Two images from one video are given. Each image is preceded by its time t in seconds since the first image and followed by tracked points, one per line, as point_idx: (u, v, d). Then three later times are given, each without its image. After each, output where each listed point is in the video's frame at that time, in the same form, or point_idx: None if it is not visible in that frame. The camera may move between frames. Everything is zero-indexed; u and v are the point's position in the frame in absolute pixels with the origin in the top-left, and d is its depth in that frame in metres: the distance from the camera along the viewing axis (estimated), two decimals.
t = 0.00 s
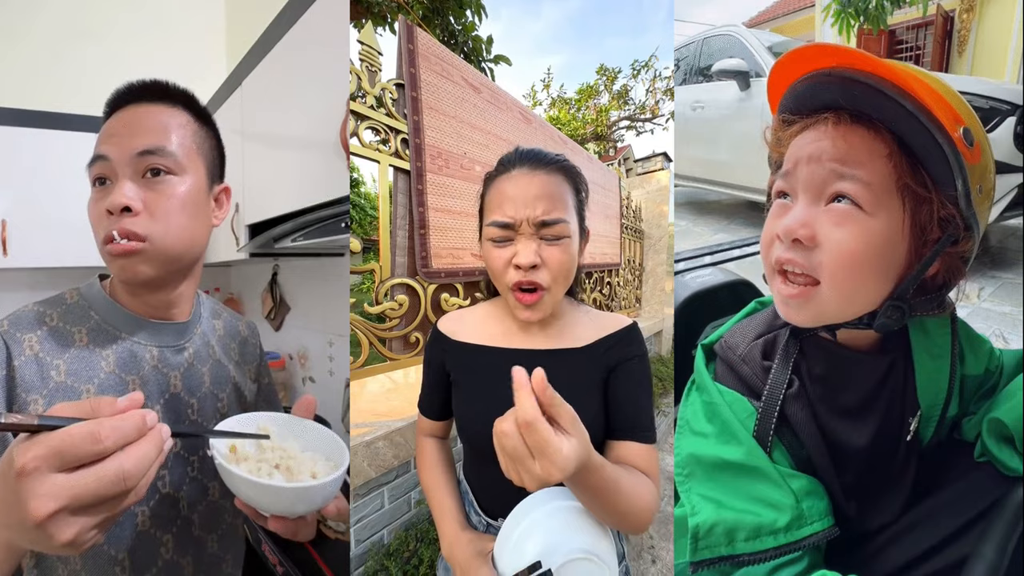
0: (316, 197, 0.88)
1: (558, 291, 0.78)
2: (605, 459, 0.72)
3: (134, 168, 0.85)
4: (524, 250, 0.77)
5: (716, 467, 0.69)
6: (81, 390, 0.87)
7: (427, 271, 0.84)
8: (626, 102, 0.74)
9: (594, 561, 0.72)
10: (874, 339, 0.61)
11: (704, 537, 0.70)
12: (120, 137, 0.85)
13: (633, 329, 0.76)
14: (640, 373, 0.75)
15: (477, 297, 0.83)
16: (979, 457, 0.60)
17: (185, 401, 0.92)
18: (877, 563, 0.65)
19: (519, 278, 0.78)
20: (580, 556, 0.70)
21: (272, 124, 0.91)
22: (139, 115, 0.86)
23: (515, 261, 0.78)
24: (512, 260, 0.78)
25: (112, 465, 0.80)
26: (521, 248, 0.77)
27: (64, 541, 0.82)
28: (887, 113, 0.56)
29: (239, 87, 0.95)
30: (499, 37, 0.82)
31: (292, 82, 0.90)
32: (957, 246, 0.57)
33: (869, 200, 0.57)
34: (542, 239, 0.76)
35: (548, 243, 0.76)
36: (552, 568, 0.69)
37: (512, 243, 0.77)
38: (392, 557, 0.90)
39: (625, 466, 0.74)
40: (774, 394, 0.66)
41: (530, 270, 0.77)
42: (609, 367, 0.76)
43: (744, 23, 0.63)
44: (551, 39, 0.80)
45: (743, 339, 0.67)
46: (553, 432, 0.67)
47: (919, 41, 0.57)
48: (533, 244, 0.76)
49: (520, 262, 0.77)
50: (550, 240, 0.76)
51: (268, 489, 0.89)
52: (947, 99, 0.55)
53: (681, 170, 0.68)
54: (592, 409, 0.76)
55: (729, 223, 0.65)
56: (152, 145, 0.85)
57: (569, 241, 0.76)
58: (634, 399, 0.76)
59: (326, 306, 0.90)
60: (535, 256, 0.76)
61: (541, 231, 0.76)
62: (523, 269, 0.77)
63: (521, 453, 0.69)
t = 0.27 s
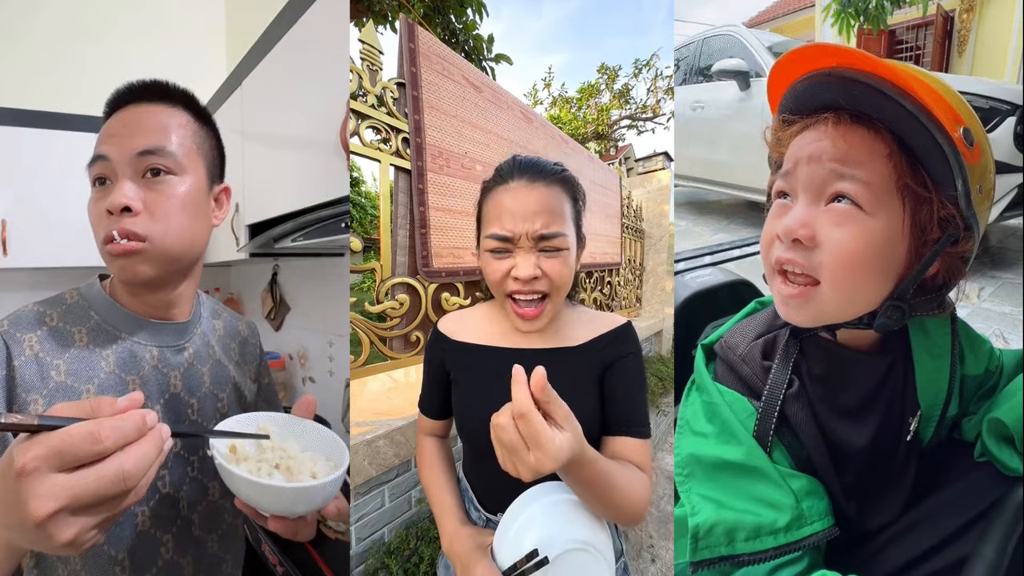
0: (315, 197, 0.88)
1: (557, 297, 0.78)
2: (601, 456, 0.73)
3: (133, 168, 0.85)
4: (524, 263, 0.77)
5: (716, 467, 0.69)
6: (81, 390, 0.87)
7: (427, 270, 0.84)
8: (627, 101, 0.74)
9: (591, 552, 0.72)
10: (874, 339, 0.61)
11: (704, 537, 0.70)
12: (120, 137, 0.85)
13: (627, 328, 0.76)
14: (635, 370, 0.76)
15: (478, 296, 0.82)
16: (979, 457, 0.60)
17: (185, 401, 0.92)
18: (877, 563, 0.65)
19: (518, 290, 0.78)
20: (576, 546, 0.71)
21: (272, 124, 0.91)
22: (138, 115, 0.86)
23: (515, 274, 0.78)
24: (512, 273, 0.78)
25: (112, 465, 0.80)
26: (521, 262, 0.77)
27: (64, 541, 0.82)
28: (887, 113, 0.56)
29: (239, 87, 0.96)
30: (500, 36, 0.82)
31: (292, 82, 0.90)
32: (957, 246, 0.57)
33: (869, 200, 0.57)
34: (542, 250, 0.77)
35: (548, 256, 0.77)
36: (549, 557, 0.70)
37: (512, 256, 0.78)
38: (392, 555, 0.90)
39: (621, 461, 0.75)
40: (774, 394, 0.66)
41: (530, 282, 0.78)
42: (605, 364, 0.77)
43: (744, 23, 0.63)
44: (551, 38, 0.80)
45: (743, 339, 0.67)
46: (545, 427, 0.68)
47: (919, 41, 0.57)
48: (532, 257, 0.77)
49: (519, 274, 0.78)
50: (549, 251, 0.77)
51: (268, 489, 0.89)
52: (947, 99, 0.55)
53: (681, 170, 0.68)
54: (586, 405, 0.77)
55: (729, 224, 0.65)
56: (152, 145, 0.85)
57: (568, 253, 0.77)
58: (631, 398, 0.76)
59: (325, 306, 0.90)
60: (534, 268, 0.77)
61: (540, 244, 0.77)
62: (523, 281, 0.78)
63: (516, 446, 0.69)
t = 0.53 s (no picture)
0: (316, 198, 0.88)
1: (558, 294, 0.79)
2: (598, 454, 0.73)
3: (133, 169, 0.85)
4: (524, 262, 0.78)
5: (716, 467, 0.69)
6: (81, 390, 0.87)
7: (427, 269, 0.83)
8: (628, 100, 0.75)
9: (589, 549, 0.73)
10: (874, 339, 0.61)
11: (704, 537, 0.70)
12: (120, 137, 0.85)
13: (626, 328, 0.77)
14: (633, 369, 0.76)
15: (478, 295, 0.83)
16: (979, 457, 0.60)
17: (185, 401, 0.92)
18: (877, 563, 0.65)
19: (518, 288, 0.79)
20: (574, 542, 0.72)
21: (272, 124, 0.91)
22: (138, 115, 0.86)
23: (515, 273, 0.78)
24: (512, 272, 0.79)
25: (112, 465, 0.80)
26: (522, 261, 0.78)
27: (63, 541, 0.82)
28: (887, 113, 0.56)
29: (239, 87, 0.96)
30: (500, 35, 0.82)
31: (292, 82, 0.90)
32: (957, 246, 0.57)
33: (869, 200, 0.57)
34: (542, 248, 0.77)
35: (548, 255, 0.77)
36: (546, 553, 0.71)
37: (512, 255, 0.78)
38: (392, 552, 0.90)
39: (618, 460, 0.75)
40: (774, 394, 0.66)
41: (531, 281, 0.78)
42: (602, 363, 0.78)
43: (744, 23, 0.63)
44: (552, 37, 0.80)
45: (743, 339, 0.67)
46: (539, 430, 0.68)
47: (919, 41, 0.57)
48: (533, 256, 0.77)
49: (520, 274, 0.78)
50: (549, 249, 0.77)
51: (268, 490, 0.89)
52: (947, 99, 0.55)
53: (682, 170, 0.68)
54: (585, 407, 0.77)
55: (729, 223, 0.65)
56: (152, 145, 0.85)
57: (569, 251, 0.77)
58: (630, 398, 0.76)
59: (325, 306, 0.90)
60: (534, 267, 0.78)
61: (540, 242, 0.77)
62: (523, 280, 0.78)
63: (509, 448, 0.69)
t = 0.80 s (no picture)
0: (316, 198, 0.89)
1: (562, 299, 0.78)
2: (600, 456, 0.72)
3: (134, 169, 0.85)
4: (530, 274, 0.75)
5: (716, 467, 0.69)
6: (81, 390, 0.87)
7: (428, 268, 0.83)
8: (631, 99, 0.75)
9: (593, 555, 0.70)
10: (874, 339, 0.61)
11: (704, 537, 0.70)
12: (120, 137, 0.85)
13: (629, 328, 0.77)
14: (635, 369, 0.76)
15: (479, 294, 0.84)
16: (979, 457, 0.60)
17: (185, 401, 0.92)
18: (877, 563, 0.65)
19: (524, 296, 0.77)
20: (577, 548, 0.69)
21: (272, 124, 0.92)
22: (139, 115, 0.86)
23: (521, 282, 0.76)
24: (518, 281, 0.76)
25: (112, 465, 0.80)
26: (528, 272, 0.75)
27: (63, 541, 0.82)
28: (887, 113, 0.56)
29: (239, 87, 0.96)
30: (502, 34, 0.82)
31: (292, 82, 0.90)
32: (957, 246, 0.57)
33: (869, 200, 0.57)
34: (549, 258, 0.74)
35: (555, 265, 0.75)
36: (550, 560, 0.68)
37: (518, 265, 0.75)
38: (392, 552, 0.89)
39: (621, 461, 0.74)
40: (774, 394, 0.66)
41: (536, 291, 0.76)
42: (606, 363, 0.76)
43: (744, 24, 0.63)
44: (554, 36, 0.80)
45: (743, 339, 0.67)
46: (542, 428, 0.66)
47: (919, 41, 0.57)
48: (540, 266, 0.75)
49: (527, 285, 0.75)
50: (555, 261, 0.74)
51: (268, 490, 0.89)
52: (947, 99, 0.56)
53: (682, 170, 0.68)
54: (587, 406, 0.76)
55: (729, 223, 0.65)
56: (152, 145, 0.85)
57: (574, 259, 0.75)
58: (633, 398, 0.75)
59: (325, 305, 0.90)
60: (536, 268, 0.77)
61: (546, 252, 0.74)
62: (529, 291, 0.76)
63: (511, 445, 0.67)
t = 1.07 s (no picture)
0: (317, 197, 0.89)
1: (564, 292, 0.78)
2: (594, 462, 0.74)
3: (134, 169, 0.85)
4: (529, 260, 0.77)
5: (716, 466, 0.68)
6: (81, 390, 0.87)
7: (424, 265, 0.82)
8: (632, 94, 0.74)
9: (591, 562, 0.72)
10: (874, 339, 0.61)
11: (704, 537, 0.69)
12: (120, 137, 0.85)
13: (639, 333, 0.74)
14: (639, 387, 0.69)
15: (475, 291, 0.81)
16: (979, 457, 0.60)
17: (185, 401, 0.92)
18: (877, 563, 0.65)
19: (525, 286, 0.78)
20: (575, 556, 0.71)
21: (272, 124, 0.95)
22: (139, 115, 0.86)
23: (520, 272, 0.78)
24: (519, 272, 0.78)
25: (112, 465, 0.80)
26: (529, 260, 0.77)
27: (64, 541, 0.81)
28: (887, 113, 0.57)
29: (238, 87, 0.99)
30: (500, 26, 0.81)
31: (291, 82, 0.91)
32: (957, 246, 0.57)
33: (869, 200, 0.57)
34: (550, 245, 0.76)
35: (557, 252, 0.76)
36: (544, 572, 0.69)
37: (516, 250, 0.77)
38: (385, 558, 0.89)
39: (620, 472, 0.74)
40: (774, 394, 0.66)
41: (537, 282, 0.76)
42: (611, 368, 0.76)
43: (744, 23, 0.62)
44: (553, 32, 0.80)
45: (743, 339, 0.65)
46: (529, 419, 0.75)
47: (919, 41, 0.57)
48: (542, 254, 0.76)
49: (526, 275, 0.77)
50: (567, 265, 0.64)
51: (268, 489, 0.89)
52: (947, 99, 0.56)
53: (681, 170, 0.64)
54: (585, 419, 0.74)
55: (729, 223, 0.63)
56: (152, 145, 0.85)
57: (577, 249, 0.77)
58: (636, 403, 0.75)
59: (326, 306, 0.94)
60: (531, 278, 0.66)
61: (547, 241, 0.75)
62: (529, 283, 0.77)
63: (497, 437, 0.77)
